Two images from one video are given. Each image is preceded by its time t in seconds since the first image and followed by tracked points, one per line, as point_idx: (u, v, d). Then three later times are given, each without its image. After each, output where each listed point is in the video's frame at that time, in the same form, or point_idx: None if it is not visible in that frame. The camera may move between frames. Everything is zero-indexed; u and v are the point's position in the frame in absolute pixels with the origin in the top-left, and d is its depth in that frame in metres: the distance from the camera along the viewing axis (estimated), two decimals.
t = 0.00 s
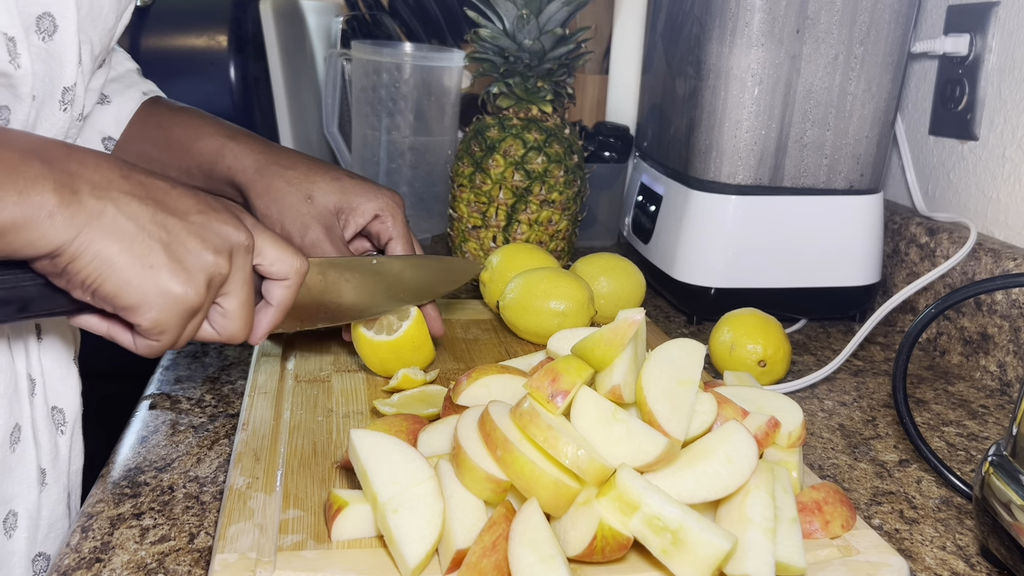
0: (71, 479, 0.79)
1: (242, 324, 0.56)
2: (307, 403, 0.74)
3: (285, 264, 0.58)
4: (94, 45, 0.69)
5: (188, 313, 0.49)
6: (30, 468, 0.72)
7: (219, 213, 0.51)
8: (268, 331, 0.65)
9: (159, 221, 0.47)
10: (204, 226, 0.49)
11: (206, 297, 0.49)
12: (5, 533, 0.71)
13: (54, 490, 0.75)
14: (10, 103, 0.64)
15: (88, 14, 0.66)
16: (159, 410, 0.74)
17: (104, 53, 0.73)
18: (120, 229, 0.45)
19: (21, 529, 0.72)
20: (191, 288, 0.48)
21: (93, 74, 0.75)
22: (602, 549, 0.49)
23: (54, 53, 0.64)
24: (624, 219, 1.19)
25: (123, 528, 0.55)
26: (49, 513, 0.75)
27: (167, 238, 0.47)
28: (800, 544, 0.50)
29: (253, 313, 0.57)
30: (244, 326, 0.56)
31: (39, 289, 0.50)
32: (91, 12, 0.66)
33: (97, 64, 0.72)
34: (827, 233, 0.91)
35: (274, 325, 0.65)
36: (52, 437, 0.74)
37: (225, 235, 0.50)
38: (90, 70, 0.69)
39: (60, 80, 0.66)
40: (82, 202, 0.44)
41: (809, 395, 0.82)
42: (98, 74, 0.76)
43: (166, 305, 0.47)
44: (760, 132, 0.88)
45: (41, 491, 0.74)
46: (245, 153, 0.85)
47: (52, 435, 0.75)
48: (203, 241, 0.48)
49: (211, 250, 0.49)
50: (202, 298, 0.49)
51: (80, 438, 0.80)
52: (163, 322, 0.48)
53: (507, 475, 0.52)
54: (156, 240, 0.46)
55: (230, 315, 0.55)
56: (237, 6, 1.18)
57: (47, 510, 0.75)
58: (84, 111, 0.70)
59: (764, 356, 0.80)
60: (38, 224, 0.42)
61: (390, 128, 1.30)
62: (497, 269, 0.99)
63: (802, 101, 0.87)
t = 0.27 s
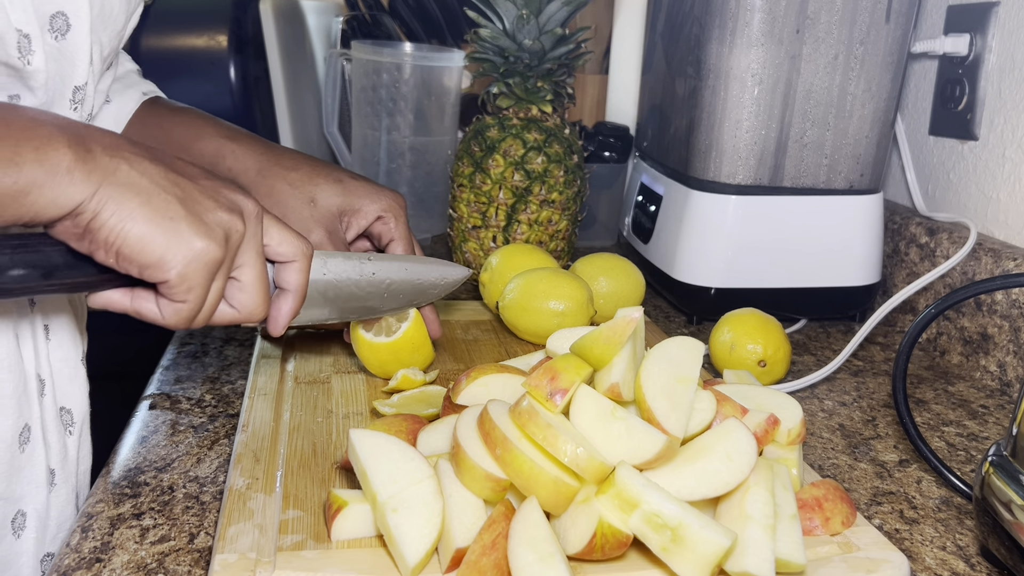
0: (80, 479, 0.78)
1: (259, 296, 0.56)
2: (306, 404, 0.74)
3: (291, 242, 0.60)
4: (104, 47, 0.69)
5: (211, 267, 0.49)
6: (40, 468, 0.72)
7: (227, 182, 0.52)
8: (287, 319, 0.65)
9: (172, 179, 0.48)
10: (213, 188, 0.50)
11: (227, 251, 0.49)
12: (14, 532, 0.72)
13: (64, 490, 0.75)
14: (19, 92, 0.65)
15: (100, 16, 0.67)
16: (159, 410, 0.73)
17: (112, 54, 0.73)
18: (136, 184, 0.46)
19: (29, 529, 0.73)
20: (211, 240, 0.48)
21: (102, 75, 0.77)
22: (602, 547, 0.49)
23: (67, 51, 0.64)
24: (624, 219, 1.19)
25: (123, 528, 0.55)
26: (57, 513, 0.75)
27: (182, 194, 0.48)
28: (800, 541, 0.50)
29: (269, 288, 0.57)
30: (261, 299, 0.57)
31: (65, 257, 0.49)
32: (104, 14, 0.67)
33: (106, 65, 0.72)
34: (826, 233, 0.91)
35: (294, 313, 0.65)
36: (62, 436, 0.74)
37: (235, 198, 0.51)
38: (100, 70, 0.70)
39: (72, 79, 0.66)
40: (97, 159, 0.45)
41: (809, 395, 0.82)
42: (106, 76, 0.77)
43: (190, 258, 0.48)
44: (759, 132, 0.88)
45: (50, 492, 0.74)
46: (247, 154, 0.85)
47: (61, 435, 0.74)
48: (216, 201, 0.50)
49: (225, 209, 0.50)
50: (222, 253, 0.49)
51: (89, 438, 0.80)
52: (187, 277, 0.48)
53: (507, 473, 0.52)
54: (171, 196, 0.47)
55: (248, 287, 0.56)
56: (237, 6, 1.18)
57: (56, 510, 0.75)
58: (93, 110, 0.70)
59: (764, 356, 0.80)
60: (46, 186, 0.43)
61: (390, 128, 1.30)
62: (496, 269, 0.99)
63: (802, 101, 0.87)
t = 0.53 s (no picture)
0: (85, 478, 0.78)
1: (253, 287, 0.57)
2: (306, 404, 0.74)
3: (287, 236, 0.61)
4: (108, 47, 0.69)
5: (207, 253, 0.49)
6: (46, 467, 0.72)
7: (225, 171, 0.53)
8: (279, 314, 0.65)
9: (171, 164, 0.48)
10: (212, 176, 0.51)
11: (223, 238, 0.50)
12: (20, 532, 0.72)
13: (70, 490, 0.75)
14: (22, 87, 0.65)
15: (105, 17, 0.67)
16: (159, 410, 0.73)
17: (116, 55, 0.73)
18: (134, 165, 0.46)
19: (35, 529, 0.72)
20: (209, 226, 0.48)
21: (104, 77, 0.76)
22: (602, 547, 0.49)
23: (71, 50, 0.64)
24: (624, 219, 1.19)
25: (123, 528, 0.55)
26: (64, 513, 0.74)
27: (180, 179, 0.48)
28: (800, 540, 0.50)
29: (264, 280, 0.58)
30: (255, 290, 0.57)
31: (59, 239, 0.49)
32: (108, 14, 0.67)
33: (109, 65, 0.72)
34: (826, 233, 0.91)
35: (289, 306, 0.66)
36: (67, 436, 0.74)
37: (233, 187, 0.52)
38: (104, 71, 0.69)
39: (76, 77, 0.66)
40: (96, 140, 0.45)
41: (809, 395, 0.82)
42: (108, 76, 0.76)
43: (185, 242, 0.48)
44: (760, 132, 0.88)
45: (56, 491, 0.73)
46: (244, 158, 0.85)
47: (67, 435, 0.74)
48: (213, 187, 0.50)
49: (223, 196, 0.50)
50: (219, 239, 0.49)
51: (93, 438, 0.80)
52: (184, 262, 0.49)
53: (507, 473, 0.52)
54: (170, 180, 0.47)
55: (243, 279, 0.56)
56: (237, 5, 1.18)
57: (62, 509, 0.75)
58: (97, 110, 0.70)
59: (764, 356, 0.80)
60: (41, 167, 0.43)
61: (390, 128, 1.30)
62: (496, 270, 0.99)
63: (802, 101, 0.87)
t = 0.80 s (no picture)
0: (85, 479, 0.79)
1: (263, 296, 0.57)
2: (306, 404, 0.74)
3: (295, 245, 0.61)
4: (107, 47, 0.69)
5: (218, 261, 0.49)
6: (46, 467, 0.72)
7: (233, 180, 0.53)
8: (292, 321, 0.65)
9: (180, 174, 0.48)
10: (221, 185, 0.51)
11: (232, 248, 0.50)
12: (20, 533, 0.71)
13: (70, 490, 0.75)
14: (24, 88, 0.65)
15: (103, 17, 0.67)
16: (159, 410, 0.73)
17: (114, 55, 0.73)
18: (145, 176, 0.46)
19: (35, 530, 0.72)
20: (219, 235, 0.48)
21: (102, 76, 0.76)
22: (602, 547, 0.48)
23: (70, 50, 0.65)
24: (624, 219, 1.19)
25: (123, 528, 0.55)
26: (63, 513, 0.75)
27: (190, 187, 0.48)
28: (800, 540, 0.50)
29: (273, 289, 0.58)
30: (265, 299, 0.57)
31: (73, 250, 0.49)
32: (106, 14, 0.67)
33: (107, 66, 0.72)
34: (826, 233, 0.91)
35: (299, 314, 0.65)
36: (66, 436, 0.75)
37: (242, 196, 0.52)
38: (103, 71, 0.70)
39: (75, 77, 0.66)
40: (109, 151, 0.45)
41: (809, 395, 0.81)
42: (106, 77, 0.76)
43: (194, 252, 0.48)
44: (760, 132, 0.88)
45: (55, 492, 0.73)
46: (243, 159, 0.85)
47: (66, 435, 0.74)
48: (223, 197, 0.50)
49: (232, 205, 0.50)
50: (228, 248, 0.49)
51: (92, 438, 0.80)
52: (195, 269, 0.49)
53: (507, 473, 0.52)
54: (180, 189, 0.47)
55: (252, 288, 0.56)
56: (237, 5, 1.18)
57: (61, 510, 0.75)
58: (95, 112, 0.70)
59: (764, 356, 0.80)
60: (54, 179, 0.43)
61: (390, 128, 1.30)
62: (496, 270, 0.99)
63: (802, 101, 0.87)
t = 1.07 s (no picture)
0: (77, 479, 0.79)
1: (280, 292, 0.57)
2: (306, 404, 0.74)
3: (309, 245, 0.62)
4: (102, 44, 0.69)
5: (234, 251, 0.49)
6: (40, 466, 0.72)
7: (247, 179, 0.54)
8: (309, 319, 0.66)
9: (196, 169, 0.49)
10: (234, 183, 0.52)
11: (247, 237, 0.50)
12: (13, 531, 0.72)
13: (63, 489, 0.75)
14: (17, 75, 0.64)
15: (99, 13, 0.67)
16: (159, 410, 0.73)
17: (111, 54, 0.73)
18: (164, 168, 0.46)
19: (28, 529, 0.72)
20: (234, 225, 0.49)
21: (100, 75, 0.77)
22: (602, 547, 0.48)
23: (64, 41, 0.65)
24: (624, 219, 1.19)
25: (123, 528, 0.55)
26: (57, 513, 0.75)
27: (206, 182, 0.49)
28: (800, 540, 0.50)
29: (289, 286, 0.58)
30: (281, 296, 0.57)
31: (93, 241, 0.50)
32: (102, 11, 0.67)
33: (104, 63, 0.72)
34: (826, 233, 0.91)
35: (315, 315, 0.66)
36: (60, 435, 0.75)
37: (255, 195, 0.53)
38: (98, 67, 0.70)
39: (68, 68, 0.66)
40: (130, 145, 0.45)
41: (809, 395, 0.81)
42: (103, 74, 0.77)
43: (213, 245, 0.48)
44: (760, 132, 0.88)
45: (49, 491, 0.74)
46: (240, 162, 0.84)
47: (60, 434, 0.75)
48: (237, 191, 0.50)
49: (246, 199, 0.51)
50: (244, 238, 0.49)
51: (87, 437, 0.80)
52: (211, 258, 0.49)
53: (507, 473, 0.52)
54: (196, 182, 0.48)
55: (270, 287, 0.56)
56: (237, 5, 1.18)
57: (55, 509, 0.75)
58: (87, 106, 0.70)
59: (764, 356, 0.80)
60: (79, 172, 0.43)
61: (390, 128, 1.30)
62: (496, 270, 0.99)
63: (802, 101, 0.87)
